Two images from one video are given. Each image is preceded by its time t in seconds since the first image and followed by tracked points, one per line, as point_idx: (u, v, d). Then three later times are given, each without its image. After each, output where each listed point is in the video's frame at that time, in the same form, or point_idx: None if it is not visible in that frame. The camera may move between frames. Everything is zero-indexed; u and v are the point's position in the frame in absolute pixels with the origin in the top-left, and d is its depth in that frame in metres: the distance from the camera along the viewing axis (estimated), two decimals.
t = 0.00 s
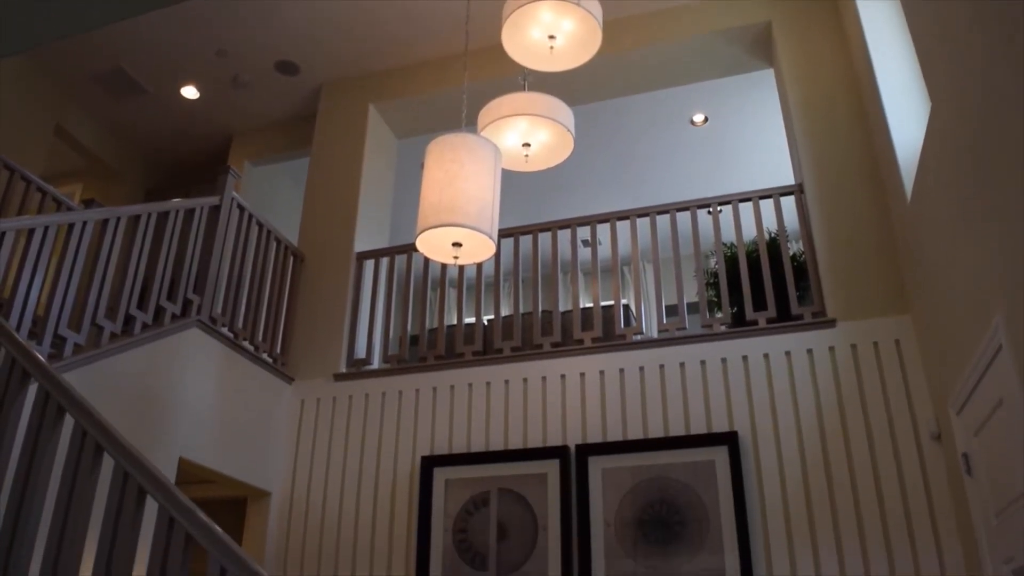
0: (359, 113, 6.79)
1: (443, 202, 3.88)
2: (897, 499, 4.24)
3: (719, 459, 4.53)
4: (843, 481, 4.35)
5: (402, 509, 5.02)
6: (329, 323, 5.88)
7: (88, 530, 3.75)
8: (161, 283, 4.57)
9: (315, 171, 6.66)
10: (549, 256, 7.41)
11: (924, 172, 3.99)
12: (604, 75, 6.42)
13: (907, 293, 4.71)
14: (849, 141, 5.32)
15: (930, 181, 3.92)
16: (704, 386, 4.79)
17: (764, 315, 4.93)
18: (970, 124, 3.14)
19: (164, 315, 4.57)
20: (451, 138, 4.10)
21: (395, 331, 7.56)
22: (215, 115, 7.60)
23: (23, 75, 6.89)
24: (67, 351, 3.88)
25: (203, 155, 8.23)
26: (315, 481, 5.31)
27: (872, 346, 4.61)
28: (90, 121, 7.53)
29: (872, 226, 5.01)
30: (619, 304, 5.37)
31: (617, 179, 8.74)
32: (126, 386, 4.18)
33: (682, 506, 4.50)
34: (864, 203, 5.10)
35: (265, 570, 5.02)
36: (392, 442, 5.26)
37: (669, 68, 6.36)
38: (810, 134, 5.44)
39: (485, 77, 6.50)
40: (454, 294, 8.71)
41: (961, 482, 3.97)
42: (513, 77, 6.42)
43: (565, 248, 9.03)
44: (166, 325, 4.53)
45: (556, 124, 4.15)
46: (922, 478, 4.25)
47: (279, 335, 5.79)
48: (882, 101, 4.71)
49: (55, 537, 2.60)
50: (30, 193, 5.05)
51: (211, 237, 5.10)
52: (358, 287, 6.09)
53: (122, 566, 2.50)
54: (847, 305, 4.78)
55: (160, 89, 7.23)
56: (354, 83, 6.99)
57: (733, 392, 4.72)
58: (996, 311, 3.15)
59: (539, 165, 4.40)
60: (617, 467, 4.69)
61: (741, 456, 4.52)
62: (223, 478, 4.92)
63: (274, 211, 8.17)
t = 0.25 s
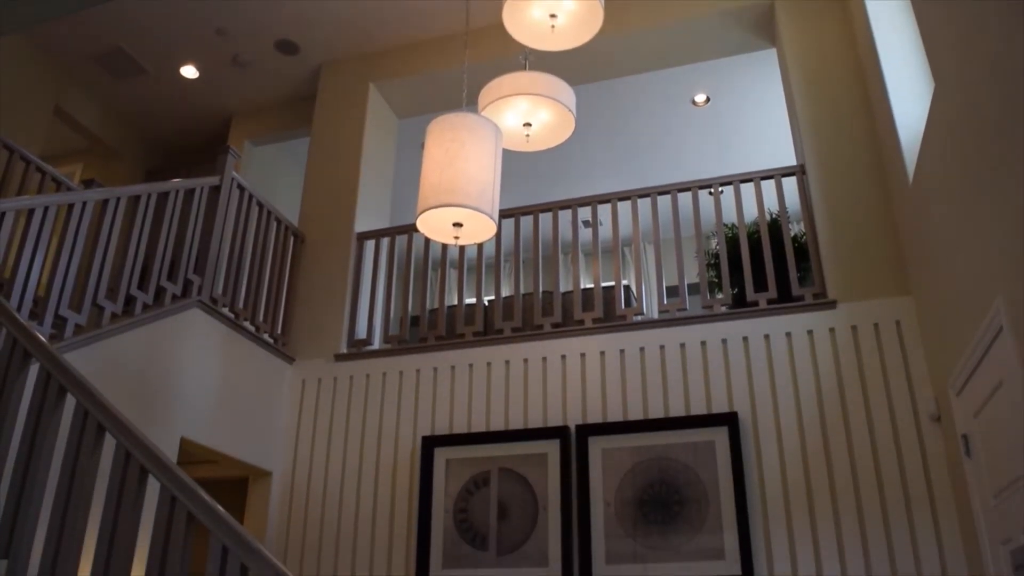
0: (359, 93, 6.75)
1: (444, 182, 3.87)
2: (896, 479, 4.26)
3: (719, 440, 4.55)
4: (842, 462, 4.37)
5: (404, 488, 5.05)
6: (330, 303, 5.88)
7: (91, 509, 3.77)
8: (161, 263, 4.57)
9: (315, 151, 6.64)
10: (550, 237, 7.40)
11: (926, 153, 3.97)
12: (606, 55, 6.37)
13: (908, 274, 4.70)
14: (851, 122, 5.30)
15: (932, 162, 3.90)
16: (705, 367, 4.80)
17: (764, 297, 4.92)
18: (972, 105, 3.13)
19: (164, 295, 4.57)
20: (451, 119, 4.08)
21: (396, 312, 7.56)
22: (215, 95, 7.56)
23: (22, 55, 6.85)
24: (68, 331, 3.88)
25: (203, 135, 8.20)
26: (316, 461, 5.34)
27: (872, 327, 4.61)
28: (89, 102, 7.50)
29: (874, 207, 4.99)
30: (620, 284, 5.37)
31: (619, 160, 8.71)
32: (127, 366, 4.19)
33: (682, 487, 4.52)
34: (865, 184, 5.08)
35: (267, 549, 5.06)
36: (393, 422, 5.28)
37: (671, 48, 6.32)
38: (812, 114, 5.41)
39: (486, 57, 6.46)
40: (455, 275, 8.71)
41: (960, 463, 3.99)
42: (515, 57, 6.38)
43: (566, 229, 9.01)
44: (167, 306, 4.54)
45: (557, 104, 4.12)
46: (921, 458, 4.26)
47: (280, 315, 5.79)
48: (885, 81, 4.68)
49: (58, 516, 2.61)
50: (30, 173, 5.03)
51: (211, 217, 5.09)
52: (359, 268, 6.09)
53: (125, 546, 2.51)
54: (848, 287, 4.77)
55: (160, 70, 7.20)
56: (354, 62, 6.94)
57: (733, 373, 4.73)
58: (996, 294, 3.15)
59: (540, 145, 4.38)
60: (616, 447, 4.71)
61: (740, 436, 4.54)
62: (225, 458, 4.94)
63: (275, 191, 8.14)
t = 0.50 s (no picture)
0: (360, 80, 6.73)
1: (445, 169, 3.86)
2: (895, 466, 4.27)
3: (719, 427, 4.56)
4: (841, 450, 4.38)
5: (404, 475, 5.07)
6: (330, 290, 5.88)
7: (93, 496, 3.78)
8: (161, 250, 4.57)
9: (316, 139, 6.62)
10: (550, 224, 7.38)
11: (928, 141, 3.96)
12: (608, 42, 6.34)
13: (909, 262, 4.69)
14: (853, 110, 5.28)
15: (933, 150, 3.89)
16: (705, 354, 4.80)
17: (765, 284, 4.92)
18: (974, 94, 3.11)
19: (165, 282, 4.57)
20: (452, 106, 4.07)
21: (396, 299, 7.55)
22: (215, 82, 7.53)
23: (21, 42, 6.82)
24: (69, 318, 3.88)
25: (203, 122, 8.18)
26: (317, 447, 5.35)
27: (873, 315, 4.61)
28: (89, 89, 7.48)
29: (876, 194, 4.98)
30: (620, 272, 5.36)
31: (620, 147, 8.68)
32: (128, 352, 4.20)
33: (682, 474, 4.53)
34: (866, 172, 5.06)
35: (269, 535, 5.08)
36: (394, 409, 5.29)
37: (673, 35, 6.28)
38: (813, 102, 5.39)
39: (487, 44, 6.43)
40: (455, 262, 8.70)
41: (959, 451, 4.00)
42: (516, 43, 6.35)
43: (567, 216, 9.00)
44: (167, 293, 4.54)
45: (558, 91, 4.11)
46: (920, 446, 4.27)
47: (281, 302, 5.79)
48: (886, 68, 4.66)
49: (60, 502, 2.63)
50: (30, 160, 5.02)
51: (211, 204, 5.09)
52: (359, 256, 6.08)
53: (127, 531, 2.52)
54: (849, 274, 4.76)
55: (159, 57, 7.17)
56: (354, 49, 6.91)
57: (733, 361, 4.73)
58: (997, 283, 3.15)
59: (541, 133, 4.35)
60: (617, 434, 4.72)
61: (740, 424, 4.55)
62: (226, 444, 4.95)
63: (275, 179, 8.12)
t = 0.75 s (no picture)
0: (360, 62, 6.69)
1: (446, 152, 3.84)
2: (895, 450, 4.28)
3: (719, 410, 4.57)
4: (841, 433, 4.39)
5: (405, 458, 5.08)
6: (331, 273, 5.87)
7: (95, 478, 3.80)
8: (162, 233, 4.56)
9: (316, 121, 6.59)
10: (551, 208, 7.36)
11: (931, 125, 3.94)
12: (610, 24, 6.30)
13: (911, 246, 4.68)
14: (856, 93, 5.24)
15: (936, 134, 3.86)
16: (706, 338, 4.81)
17: (766, 268, 4.91)
18: (978, 79, 3.09)
19: (166, 265, 4.57)
20: (453, 88, 4.04)
21: (397, 283, 7.54)
22: (216, 64, 7.49)
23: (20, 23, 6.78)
24: (70, 301, 3.88)
25: (204, 105, 8.14)
26: (318, 430, 5.37)
27: (874, 299, 4.61)
28: (88, 70, 7.44)
29: (879, 178, 4.96)
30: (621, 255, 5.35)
31: (622, 130, 8.64)
32: (129, 335, 4.20)
33: (682, 457, 4.55)
34: (869, 155, 5.04)
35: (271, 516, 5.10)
36: (394, 392, 5.30)
37: (677, 17, 6.23)
38: (816, 85, 5.36)
39: (489, 26, 6.38)
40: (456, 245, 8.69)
41: (959, 435, 4.01)
42: (518, 25, 6.30)
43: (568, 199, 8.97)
44: (168, 275, 4.53)
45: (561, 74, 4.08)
46: (920, 430, 4.28)
47: (282, 284, 5.79)
48: (889, 50, 4.63)
49: (62, 484, 2.64)
50: (30, 142, 5.00)
51: (212, 187, 5.07)
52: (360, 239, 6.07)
53: (129, 513, 2.54)
54: (850, 259, 4.75)
55: (159, 38, 7.12)
56: (355, 31, 6.87)
57: (734, 344, 4.73)
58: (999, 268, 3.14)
59: (542, 115, 4.33)
60: (617, 417, 4.73)
61: (740, 408, 4.56)
62: (227, 427, 4.97)
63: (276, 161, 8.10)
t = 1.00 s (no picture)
0: (360, 43, 6.64)
1: (445, 134, 3.82)
2: (893, 432, 4.30)
3: (719, 393, 4.58)
4: (840, 416, 4.41)
5: (405, 440, 5.10)
6: (330, 256, 5.86)
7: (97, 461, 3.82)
8: (161, 215, 4.55)
9: (315, 103, 6.56)
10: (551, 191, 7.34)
11: (933, 108, 3.92)
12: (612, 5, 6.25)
13: (911, 230, 4.67)
14: (857, 76, 5.21)
15: (938, 116, 3.84)
16: (705, 320, 4.81)
17: (766, 251, 4.90)
18: (980, 62, 3.08)
19: (165, 248, 4.56)
20: (453, 69, 4.02)
21: (397, 265, 7.53)
22: (214, 45, 7.45)
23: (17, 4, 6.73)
24: (69, 284, 3.88)
25: (202, 86, 8.09)
26: (318, 412, 5.38)
27: (875, 282, 4.60)
28: (86, 52, 7.39)
29: (879, 161, 4.94)
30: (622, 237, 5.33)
31: (622, 112, 8.60)
32: (129, 317, 4.20)
33: (681, 439, 4.56)
34: (870, 137, 5.02)
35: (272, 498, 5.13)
36: (394, 374, 5.31)
37: None
38: (818, 67, 5.32)
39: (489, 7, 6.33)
40: (456, 228, 8.67)
41: (958, 418, 4.02)
42: (518, 6, 6.25)
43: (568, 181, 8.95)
44: (167, 258, 4.53)
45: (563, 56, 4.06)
46: (919, 412, 4.29)
47: (282, 266, 5.78)
48: (892, 32, 4.60)
49: (64, 466, 2.65)
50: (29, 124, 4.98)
51: (211, 169, 5.05)
52: (360, 221, 6.05)
53: (131, 495, 2.55)
54: (851, 241, 4.74)
55: (157, 20, 7.08)
56: (354, 12, 6.82)
57: (734, 327, 4.73)
58: (1000, 252, 3.14)
59: (542, 97, 4.30)
60: (617, 399, 4.74)
61: (740, 390, 4.57)
62: (228, 409, 4.98)
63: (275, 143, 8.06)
